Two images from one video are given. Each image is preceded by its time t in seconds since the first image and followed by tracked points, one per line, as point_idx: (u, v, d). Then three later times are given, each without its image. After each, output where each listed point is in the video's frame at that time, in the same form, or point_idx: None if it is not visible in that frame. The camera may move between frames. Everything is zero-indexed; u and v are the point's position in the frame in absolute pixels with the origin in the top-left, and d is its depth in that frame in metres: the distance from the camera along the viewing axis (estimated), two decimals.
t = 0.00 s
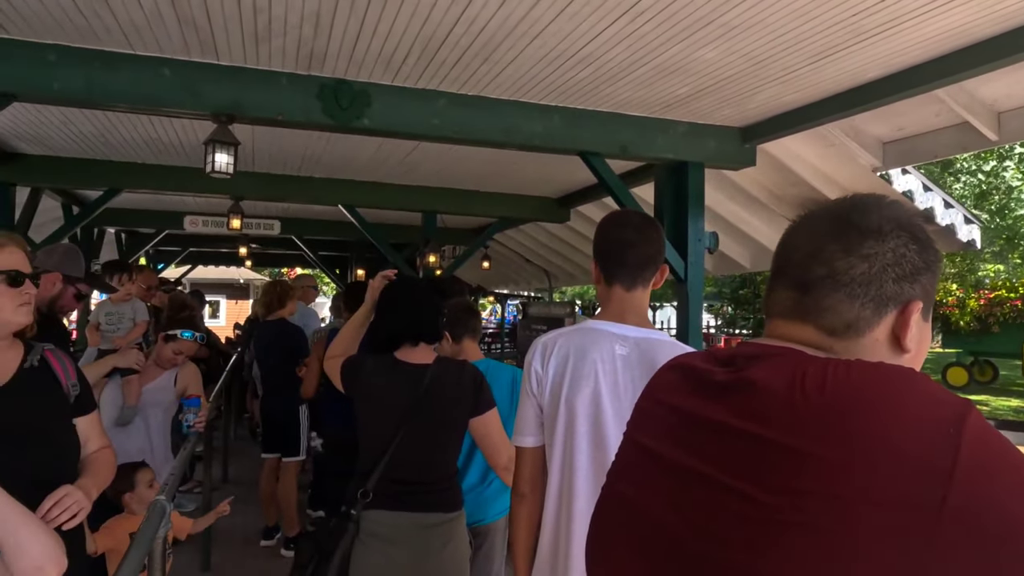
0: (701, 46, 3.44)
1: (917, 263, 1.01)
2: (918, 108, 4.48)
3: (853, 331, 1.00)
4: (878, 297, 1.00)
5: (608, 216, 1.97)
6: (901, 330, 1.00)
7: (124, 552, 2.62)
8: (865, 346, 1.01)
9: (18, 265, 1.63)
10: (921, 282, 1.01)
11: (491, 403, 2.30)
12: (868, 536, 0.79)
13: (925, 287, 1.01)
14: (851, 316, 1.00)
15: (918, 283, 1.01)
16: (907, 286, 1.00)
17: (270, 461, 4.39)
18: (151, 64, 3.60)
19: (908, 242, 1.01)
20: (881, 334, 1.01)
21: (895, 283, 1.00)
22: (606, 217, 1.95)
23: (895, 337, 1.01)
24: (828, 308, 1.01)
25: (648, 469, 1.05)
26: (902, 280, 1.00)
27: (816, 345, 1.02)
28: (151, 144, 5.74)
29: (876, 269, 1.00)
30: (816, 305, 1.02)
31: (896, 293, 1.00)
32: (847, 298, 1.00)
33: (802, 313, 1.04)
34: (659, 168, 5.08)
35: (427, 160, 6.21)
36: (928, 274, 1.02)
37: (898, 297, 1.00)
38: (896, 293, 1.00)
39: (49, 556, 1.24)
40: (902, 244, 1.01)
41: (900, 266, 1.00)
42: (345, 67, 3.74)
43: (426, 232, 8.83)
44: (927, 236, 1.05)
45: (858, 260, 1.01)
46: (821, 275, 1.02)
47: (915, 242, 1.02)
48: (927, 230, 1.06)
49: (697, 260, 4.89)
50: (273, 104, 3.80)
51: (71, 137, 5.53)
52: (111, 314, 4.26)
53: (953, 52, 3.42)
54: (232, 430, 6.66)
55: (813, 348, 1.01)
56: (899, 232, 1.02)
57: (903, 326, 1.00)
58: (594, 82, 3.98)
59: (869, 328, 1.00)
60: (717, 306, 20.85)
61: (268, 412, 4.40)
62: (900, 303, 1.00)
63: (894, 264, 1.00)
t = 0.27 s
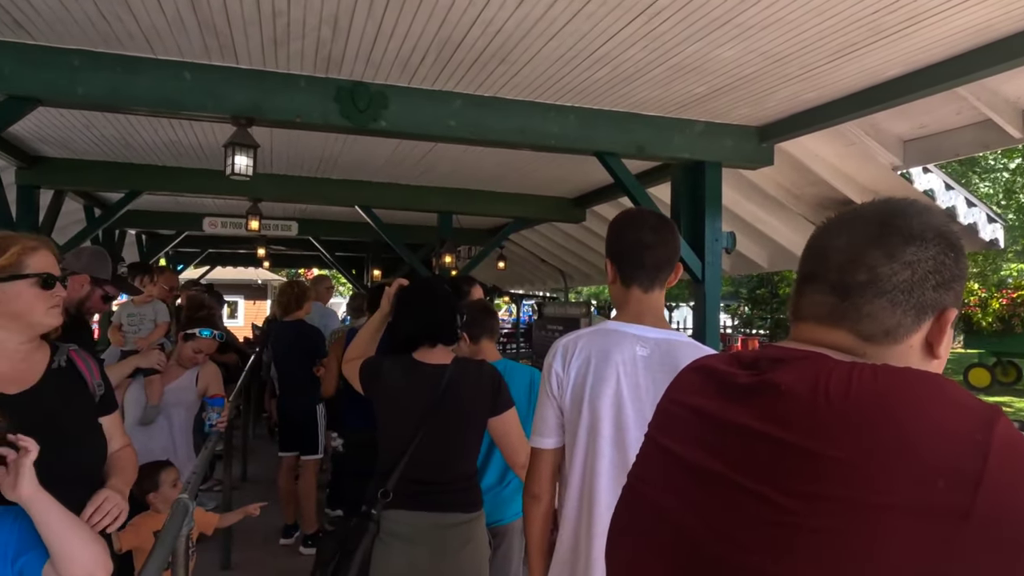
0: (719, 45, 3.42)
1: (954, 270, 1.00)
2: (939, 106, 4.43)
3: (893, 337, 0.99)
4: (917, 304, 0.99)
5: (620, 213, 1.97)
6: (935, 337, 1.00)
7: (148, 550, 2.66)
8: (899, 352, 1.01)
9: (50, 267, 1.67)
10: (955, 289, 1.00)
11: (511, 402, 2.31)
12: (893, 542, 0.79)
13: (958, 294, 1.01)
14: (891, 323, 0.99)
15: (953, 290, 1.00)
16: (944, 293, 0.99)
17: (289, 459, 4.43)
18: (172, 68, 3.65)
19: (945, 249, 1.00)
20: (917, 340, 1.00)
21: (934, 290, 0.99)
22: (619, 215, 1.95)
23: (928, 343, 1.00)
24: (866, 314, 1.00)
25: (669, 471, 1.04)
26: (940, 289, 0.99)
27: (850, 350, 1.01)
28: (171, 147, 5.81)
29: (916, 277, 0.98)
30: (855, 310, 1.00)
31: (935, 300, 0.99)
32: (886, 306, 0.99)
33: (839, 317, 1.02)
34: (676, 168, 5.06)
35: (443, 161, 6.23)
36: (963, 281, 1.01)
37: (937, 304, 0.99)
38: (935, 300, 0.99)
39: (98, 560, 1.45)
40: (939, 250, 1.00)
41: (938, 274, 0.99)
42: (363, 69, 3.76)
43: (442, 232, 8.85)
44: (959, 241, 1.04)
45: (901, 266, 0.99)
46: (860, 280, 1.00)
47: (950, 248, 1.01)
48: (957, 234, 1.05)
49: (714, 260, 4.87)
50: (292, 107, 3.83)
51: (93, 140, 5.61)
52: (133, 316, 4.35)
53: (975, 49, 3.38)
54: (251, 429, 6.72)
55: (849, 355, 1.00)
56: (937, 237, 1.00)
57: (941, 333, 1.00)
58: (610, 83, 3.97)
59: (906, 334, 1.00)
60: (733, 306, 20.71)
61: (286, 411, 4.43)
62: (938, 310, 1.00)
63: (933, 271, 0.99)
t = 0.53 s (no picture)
0: (732, 44, 3.41)
1: (940, 264, 0.97)
2: (955, 104, 4.39)
3: (875, 333, 0.99)
4: (899, 300, 0.98)
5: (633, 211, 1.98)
6: (926, 333, 0.98)
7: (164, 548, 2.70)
8: (889, 348, 1.00)
9: (71, 268, 1.71)
10: (947, 284, 0.98)
11: (522, 401, 2.32)
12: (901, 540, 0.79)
13: (951, 288, 0.98)
14: (873, 319, 0.99)
15: (943, 284, 0.98)
16: (929, 289, 0.97)
17: (301, 458, 4.43)
18: (187, 71, 3.69)
19: (931, 244, 0.98)
20: (903, 336, 0.99)
21: (917, 286, 0.97)
22: (632, 215, 1.95)
23: (919, 339, 0.99)
24: (847, 311, 1.01)
25: (679, 470, 1.05)
26: (925, 283, 0.97)
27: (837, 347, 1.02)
28: (186, 149, 5.87)
29: (895, 272, 0.98)
30: (835, 306, 1.02)
31: (917, 295, 0.97)
32: (865, 301, 0.99)
33: (825, 314, 1.04)
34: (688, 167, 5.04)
35: (455, 162, 6.24)
36: (954, 276, 0.98)
37: (920, 300, 0.98)
38: (918, 296, 0.98)
39: (115, 558, 1.47)
40: (923, 245, 0.98)
41: (922, 269, 0.97)
42: (376, 71, 3.78)
43: (454, 233, 8.87)
44: (958, 236, 1.01)
45: (881, 263, 0.99)
46: (841, 278, 1.01)
47: (939, 243, 0.99)
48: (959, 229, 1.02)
49: (726, 260, 4.85)
50: (305, 108, 3.87)
51: (110, 142, 5.68)
52: (149, 316, 4.39)
53: (991, 46, 3.35)
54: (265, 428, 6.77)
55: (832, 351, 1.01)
56: (920, 233, 0.99)
57: (927, 328, 0.98)
58: (622, 82, 3.97)
59: (891, 330, 0.99)
60: (746, 306, 20.58)
61: (298, 410, 4.47)
62: (922, 305, 0.98)
63: (916, 267, 0.97)
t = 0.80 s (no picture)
0: (741, 42, 3.40)
1: (870, 243, 0.96)
2: (967, 101, 4.35)
3: (811, 315, 1.02)
4: (826, 282, 1.00)
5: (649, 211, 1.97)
6: (859, 315, 0.96)
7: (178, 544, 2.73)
8: (824, 329, 1.01)
9: (85, 268, 1.73)
10: (875, 263, 0.95)
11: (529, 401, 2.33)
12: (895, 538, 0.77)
13: (881, 267, 0.94)
14: (809, 302, 1.02)
15: (873, 264, 0.95)
16: (853, 268, 0.97)
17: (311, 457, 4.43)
18: (198, 73, 3.72)
19: (870, 226, 0.97)
20: (834, 317, 0.99)
21: (841, 267, 0.98)
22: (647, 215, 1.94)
23: (856, 322, 0.97)
24: (797, 297, 1.05)
25: (682, 472, 1.05)
26: (849, 263, 0.97)
27: (799, 334, 1.05)
28: (197, 150, 5.91)
29: (826, 256, 1.01)
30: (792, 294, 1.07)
31: (840, 276, 0.98)
32: (807, 287, 1.03)
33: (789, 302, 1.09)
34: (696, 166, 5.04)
35: (463, 162, 6.26)
36: (885, 254, 0.94)
37: (843, 280, 0.98)
38: (840, 276, 0.98)
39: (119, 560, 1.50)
40: (863, 228, 0.98)
41: (850, 250, 0.97)
42: (385, 71, 3.80)
43: (463, 232, 8.90)
44: (917, 216, 0.95)
45: (819, 249, 1.02)
46: (800, 270, 1.07)
47: (887, 225, 0.96)
48: (919, 210, 0.96)
49: (736, 260, 4.84)
50: (315, 109, 3.89)
51: (123, 143, 5.73)
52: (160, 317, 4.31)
53: (1003, 43, 3.33)
54: (275, 427, 6.81)
55: (796, 339, 1.03)
56: (865, 218, 0.99)
57: (857, 308, 0.96)
58: (631, 81, 3.97)
59: (824, 312, 1.00)
60: (755, 306, 20.50)
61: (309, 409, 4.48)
62: (845, 286, 0.97)
63: (846, 249, 0.98)
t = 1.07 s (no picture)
0: (748, 41, 3.39)
1: (873, 241, 0.95)
2: (976, 100, 4.33)
3: (816, 314, 1.02)
4: (831, 281, 0.99)
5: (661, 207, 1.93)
6: (864, 313, 0.95)
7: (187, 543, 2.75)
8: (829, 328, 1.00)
9: (93, 267, 1.75)
10: (877, 261, 0.94)
11: (534, 400, 2.32)
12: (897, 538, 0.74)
13: (883, 264, 0.94)
14: (815, 301, 1.02)
15: (875, 261, 0.94)
16: (857, 267, 0.96)
17: (318, 456, 4.43)
18: (206, 73, 3.74)
19: (872, 223, 0.96)
20: (840, 317, 0.98)
21: (844, 267, 0.97)
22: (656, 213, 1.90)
23: (862, 320, 0.96)
24: (804, 295, 1.05)
25: (693, 474, 1.04)
26: (853, 262, 0.96)
27: (808, 333, 1.04)
28: (205, 150, 5.94)
29: (831, 255, 1.00)
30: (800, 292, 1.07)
31: (844, 276, 0.97)
32: (813, 287, 1.02)
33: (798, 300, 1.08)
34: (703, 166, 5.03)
35: (469, 161, 6.27)
36: (887, 251, 0.93)
37: (847, 280, 0.97)
38: (845, 276, 0.97)
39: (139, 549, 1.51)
40: (865, 226, 0.97)
41: (852, 249, 0.97)
42: (391, 71, 3.80)
43: (470, 232, 8.91)
44: (919, 211, 0.94)
45: (824, 248, 1.02)
46: (808, 270, 1.06)
47: (888, 221, 0.96)
48: (921, 205, 0.96)
49: (742, 260, 4.82)
50: (322, 109, 3.90)
51: (131, 144, 5.76)
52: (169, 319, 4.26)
53: (1012, 41, 3.31)
54: (282, 426, 6.84)
55: (805, 338, 1.02)
56: (867, 216, 0.98)
57: (862, 307, 0.95)
58: (637, 80, 3.96)
59: (829, 310, 0.99)
60: (762, 305, 20.45)
61: (315, 408, 4.50)
62: (849, 286, 0.97)
63: (849, 247, 0.98)
